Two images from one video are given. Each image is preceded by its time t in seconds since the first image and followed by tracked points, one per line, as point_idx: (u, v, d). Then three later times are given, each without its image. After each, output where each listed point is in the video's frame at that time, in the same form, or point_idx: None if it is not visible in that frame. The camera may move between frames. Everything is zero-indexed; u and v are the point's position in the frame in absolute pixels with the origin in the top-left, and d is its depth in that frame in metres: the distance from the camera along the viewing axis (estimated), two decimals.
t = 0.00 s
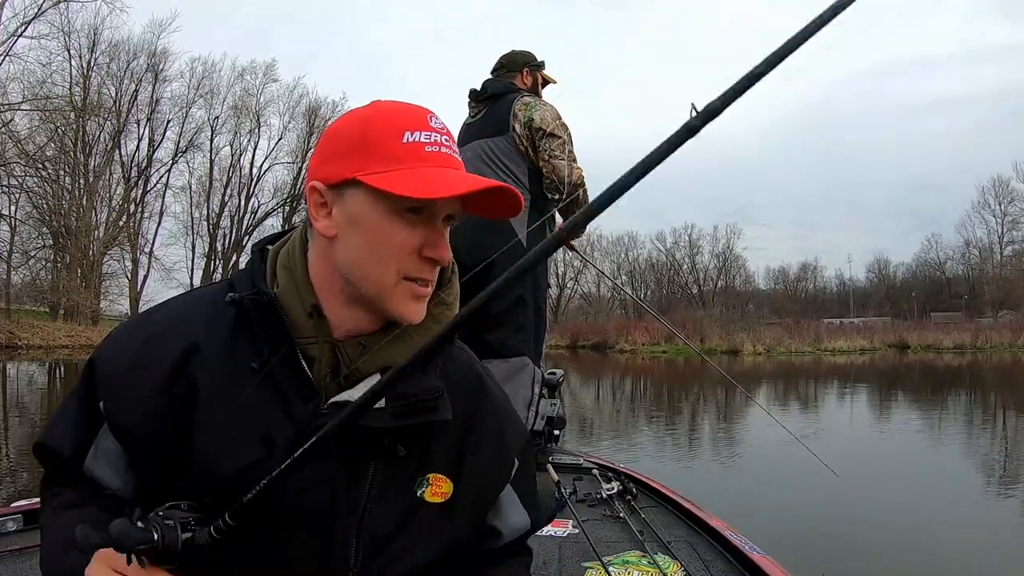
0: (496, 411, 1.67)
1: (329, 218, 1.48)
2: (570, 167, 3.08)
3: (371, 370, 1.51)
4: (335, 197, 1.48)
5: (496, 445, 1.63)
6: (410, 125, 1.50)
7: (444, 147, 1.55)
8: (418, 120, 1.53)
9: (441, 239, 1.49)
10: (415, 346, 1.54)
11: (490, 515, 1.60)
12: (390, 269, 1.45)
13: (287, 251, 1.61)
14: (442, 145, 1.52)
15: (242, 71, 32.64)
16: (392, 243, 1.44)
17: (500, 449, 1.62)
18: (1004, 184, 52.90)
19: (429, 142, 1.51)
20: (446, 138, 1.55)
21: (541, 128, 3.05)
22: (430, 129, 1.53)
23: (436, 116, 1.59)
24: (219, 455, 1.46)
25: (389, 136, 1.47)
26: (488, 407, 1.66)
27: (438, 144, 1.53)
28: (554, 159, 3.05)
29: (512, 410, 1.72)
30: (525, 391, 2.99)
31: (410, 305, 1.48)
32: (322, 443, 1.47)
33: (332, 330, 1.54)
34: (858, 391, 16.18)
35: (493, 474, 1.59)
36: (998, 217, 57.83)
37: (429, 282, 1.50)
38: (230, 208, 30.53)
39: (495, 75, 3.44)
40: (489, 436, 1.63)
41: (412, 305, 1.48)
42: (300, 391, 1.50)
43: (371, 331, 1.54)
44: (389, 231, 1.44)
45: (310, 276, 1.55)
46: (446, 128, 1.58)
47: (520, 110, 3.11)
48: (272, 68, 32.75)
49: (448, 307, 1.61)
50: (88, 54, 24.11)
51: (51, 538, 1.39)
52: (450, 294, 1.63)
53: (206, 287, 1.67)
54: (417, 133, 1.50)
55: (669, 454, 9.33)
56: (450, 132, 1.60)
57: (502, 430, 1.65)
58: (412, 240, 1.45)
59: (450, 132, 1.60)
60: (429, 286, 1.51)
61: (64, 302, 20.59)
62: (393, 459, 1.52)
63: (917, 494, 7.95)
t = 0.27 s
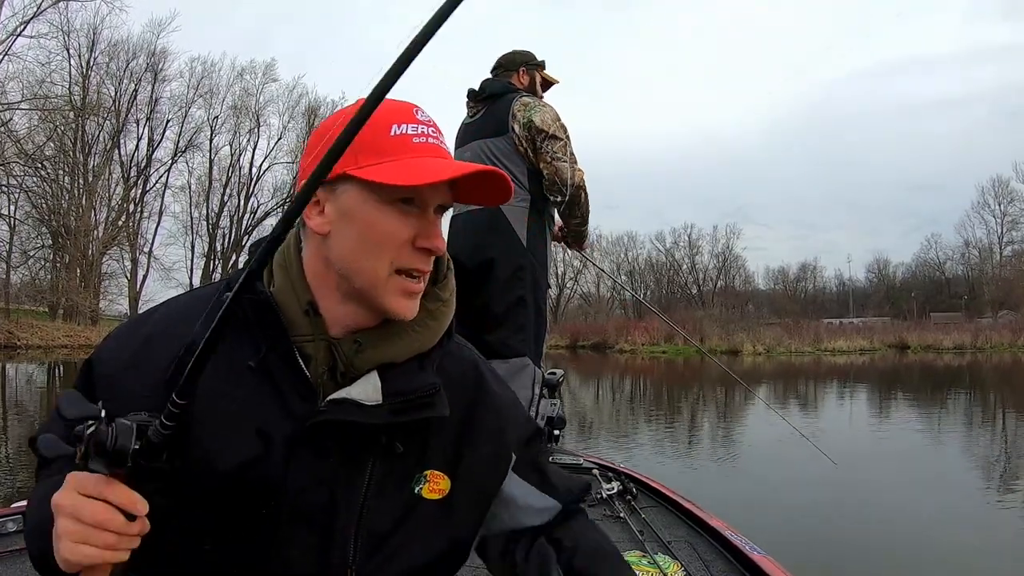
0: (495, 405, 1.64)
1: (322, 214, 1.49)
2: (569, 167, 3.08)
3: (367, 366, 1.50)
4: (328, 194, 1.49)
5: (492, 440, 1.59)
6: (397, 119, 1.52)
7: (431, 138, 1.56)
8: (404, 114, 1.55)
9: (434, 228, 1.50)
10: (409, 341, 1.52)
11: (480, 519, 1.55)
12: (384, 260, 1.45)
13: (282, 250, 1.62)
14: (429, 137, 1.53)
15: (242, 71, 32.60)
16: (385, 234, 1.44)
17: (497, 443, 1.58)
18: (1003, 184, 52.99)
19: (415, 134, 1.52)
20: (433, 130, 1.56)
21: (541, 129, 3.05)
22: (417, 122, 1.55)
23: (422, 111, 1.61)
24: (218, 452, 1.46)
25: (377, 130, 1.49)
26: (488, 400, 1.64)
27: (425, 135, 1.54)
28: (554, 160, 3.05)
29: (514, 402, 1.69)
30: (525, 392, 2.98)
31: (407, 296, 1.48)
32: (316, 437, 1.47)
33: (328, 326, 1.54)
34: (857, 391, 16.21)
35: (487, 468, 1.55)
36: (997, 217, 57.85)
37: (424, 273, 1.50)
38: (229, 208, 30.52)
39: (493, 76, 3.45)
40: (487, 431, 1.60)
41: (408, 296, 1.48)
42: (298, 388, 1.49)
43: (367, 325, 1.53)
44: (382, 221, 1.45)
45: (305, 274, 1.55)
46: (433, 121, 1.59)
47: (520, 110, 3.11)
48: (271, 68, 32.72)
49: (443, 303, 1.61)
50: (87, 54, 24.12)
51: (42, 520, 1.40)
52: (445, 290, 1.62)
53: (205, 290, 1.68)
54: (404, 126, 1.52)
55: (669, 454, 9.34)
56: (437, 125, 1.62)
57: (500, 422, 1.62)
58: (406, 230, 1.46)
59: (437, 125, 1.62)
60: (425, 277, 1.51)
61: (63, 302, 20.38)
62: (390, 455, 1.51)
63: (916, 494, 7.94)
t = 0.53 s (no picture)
0: (491, 395, 1.62)
1: (320, 214, 1.49)
2: (568, 169, 3.07)
3: (365, 361, 1.49)
4: (324, 194, 1.49)
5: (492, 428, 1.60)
6: (392, 117, 1.52)
7: (426, 135, 1.56)
8: (399, 112, 1.55)
9: (432, 227, 1.49)
10: (407, 336, 1.52)
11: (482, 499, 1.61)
12: (382, 260, 1.45)
13: (278, 249, 1.61)
14: (424, 135, 1.53)
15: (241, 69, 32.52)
16: (382, 232, 1.44)
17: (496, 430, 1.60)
18: (1002, 184, 53.05)
19: (411, 131, 1.52)
20: (429, 128, 1.56)
21: (539, 130, 3.05)
22: (413, 120, 1.54)
23: (417, 108, 1.60)
24: (216, 450, 1.46)
25: (371, 128, 1.49)
26: (486, 390, 1.62)
27: (420, 132, 1.54)
28: (551, 161, 3.04)
29: (512, 381, 1.67)
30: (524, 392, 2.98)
31: (406, 294, 1.48)
32: (315, 433, 1.47)
33: (326, 323, 1.54)
34: (857, 392, 16.23)
35: (488, 454, 1.59)
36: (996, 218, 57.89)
37: (421, 271, 1.50)
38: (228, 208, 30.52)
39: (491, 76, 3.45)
40: (486, 420, 1.60)
41: (406, 294, 1.48)
42: (296, 387, 1.49)
43: (365, 323, 1.53)
44: (379, 220, 1.45)
45: (303, 273, 1.54)
46: (429, 118, 1.59)
47: (517, 110, 3.11)
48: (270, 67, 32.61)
49: (439, 296, 1.60)
50: (86, 53, 24.07)
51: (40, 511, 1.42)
52: (442, 285, 1.62)
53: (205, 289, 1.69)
54: (398, 124, 1.52)
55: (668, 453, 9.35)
56: (431, 122, 1.62)
57: (498, 410, 1.61)
58: (403, 228, 1.45)
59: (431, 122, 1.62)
60: (423, 276, 1.51)
61: (63, 302, 20.14)
62: (388, 448, 1.51)
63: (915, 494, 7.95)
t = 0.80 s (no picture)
0: (489, 387, 1.60)
1: (318, 217, 1.49)
2: (564, 168, 3.05)
3: (363, 357, 1.48)
4: (322, 195, 1.49)
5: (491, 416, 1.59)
6: (393, 119, 1.52)
7: (428, 137, 1.56)
8: (401, 113, 1.55)
9: (433, 233, 1.47)
10: (406, 332, 1.51)
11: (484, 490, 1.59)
12: (380, 264, 1.44)
13: (276, 248, 1.61)
14: (426, 137, 1.54)
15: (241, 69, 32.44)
16: (380, 237, 1.43)
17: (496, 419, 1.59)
18: (1002, 185, 53.11)
19: (412, 133, 1.53)
20: (430, 130, 1.56)
21: (534, 130, 3.03)
22: (413, 122, 1.55)
23: (420, 109, 1.61)
24: (214, 448, 1.46)
25: (371, 129, 1.49)
26: (484, 379, 1.61)
27: (422, 134, 1.54)
28: (550, 162, 3.04)
29: (508, 367, 1.64)
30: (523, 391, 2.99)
31: (405, 301, 1.47)
32: (313, 430, 1.47)
33: (323, 323, 1.54)
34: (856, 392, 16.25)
35: (488, 443, 1.57)
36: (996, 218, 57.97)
37: (421, 276, 1.48)
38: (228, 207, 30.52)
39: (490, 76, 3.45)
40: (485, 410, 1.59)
41: (404, 298, 1.46)
42: (292, 384, 1.49)
43: (363, 322, 1.52)
44: (378, 225, 1.44)
45: (300, 273, 1.55)
46: (430, 120, 1.59)
47: (514, 111, 3.10)
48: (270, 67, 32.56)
49: (437, 290, 1.59)
50: (86, 52, 24.04)
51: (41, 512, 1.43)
52: (443, 284, 1.61)
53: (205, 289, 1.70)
54: (399, 125, 1.53)
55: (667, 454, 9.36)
56: (434, 124, 1.63)
57: (497, 401, 1.60)
58: (402, 234, 1.44)
59: (435, 123, 1.62)
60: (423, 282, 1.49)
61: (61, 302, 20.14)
62: (388, 444, 1.51)
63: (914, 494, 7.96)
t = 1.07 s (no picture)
0: (487, 393, 1.60)
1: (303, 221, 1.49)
2: (563, 168, 3.05)
3: (361, 363, 1.49)
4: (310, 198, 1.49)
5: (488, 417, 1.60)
6: (379, 120, 1.52)
7: (415, 139, 1.54)
8: (388, 114, 1.55)
9: (416, 240, 1.46)
10: (404, 337, 1.51)
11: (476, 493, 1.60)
12: (360, 269, 1.44)
13: (272, 251, 1.61)
14: (410, 138, 1.52)
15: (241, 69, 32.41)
16: (358, 242, 1.43)
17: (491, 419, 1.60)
18: (1001, 185, 53.15)
19: (396, 134, 1.51)
20: (417, 131, 1.54)
21: (533, 130, 3.02)
22: (401, 123, 1.54)
23: (409, 109, 1.60)
24: (211, 451, 1.46)
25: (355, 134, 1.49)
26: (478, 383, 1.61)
27: (408, 136, 1.53)
28: (549, 162, 3.04)
29: (504, 372, 1.64)
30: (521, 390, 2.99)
31: (385, 310, 1.46)
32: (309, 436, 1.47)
33: (320, 328, 1.53)
34: (856, 392, 16.26)
35: (484, 445, 1.60)
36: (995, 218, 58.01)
37: (404, 282, 1.46)
38: (228, 206, 30.50)
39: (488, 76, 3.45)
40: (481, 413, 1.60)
41: (383, 305, 1.45)
42: (288, 390, 1.48)
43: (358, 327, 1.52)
44: (357, 229, 1.43)
45: (298, 277, 1.54)
46: (420, 122, 1.57)
47: (513, 111, 3.10)
48: (270, 67, 32.54)
49: (436, 294, 1.59)
50: (85, 51, 23.99)
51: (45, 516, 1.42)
52: (440, 288, 1.61)
53: (199, 292, 1.69)
54: (383, 125, 1.52)
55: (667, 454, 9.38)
56: (425, 123, 1.61)
57: (491, 404, 1.61)
58: (382, 239, 1.43)
59: (426, 123, 1.61)
60: (406, 289, 1.47)
61: (60, 301, 20.11)
62: (389, 451, 1.50)
63: (913, 495, 7.97)
